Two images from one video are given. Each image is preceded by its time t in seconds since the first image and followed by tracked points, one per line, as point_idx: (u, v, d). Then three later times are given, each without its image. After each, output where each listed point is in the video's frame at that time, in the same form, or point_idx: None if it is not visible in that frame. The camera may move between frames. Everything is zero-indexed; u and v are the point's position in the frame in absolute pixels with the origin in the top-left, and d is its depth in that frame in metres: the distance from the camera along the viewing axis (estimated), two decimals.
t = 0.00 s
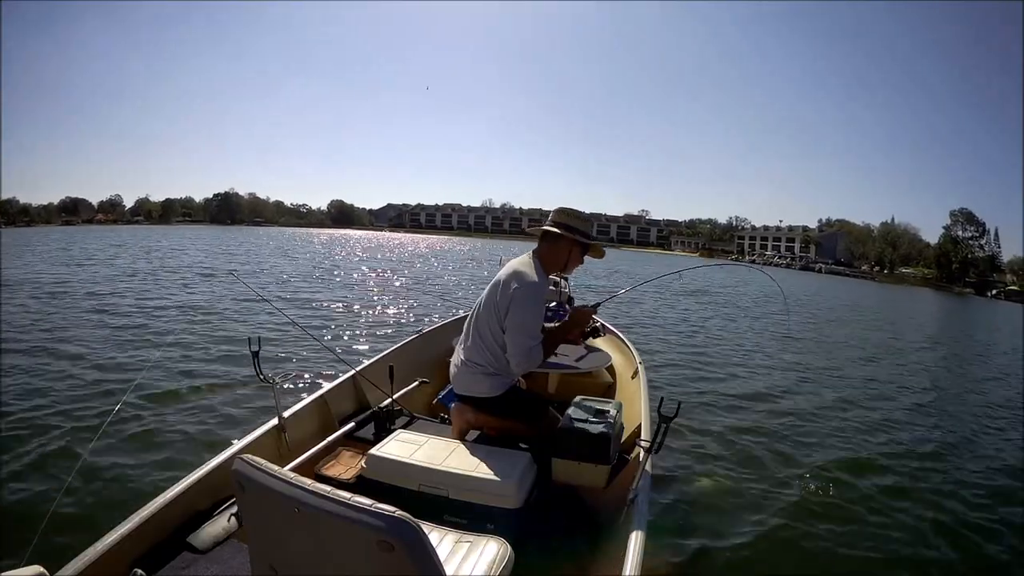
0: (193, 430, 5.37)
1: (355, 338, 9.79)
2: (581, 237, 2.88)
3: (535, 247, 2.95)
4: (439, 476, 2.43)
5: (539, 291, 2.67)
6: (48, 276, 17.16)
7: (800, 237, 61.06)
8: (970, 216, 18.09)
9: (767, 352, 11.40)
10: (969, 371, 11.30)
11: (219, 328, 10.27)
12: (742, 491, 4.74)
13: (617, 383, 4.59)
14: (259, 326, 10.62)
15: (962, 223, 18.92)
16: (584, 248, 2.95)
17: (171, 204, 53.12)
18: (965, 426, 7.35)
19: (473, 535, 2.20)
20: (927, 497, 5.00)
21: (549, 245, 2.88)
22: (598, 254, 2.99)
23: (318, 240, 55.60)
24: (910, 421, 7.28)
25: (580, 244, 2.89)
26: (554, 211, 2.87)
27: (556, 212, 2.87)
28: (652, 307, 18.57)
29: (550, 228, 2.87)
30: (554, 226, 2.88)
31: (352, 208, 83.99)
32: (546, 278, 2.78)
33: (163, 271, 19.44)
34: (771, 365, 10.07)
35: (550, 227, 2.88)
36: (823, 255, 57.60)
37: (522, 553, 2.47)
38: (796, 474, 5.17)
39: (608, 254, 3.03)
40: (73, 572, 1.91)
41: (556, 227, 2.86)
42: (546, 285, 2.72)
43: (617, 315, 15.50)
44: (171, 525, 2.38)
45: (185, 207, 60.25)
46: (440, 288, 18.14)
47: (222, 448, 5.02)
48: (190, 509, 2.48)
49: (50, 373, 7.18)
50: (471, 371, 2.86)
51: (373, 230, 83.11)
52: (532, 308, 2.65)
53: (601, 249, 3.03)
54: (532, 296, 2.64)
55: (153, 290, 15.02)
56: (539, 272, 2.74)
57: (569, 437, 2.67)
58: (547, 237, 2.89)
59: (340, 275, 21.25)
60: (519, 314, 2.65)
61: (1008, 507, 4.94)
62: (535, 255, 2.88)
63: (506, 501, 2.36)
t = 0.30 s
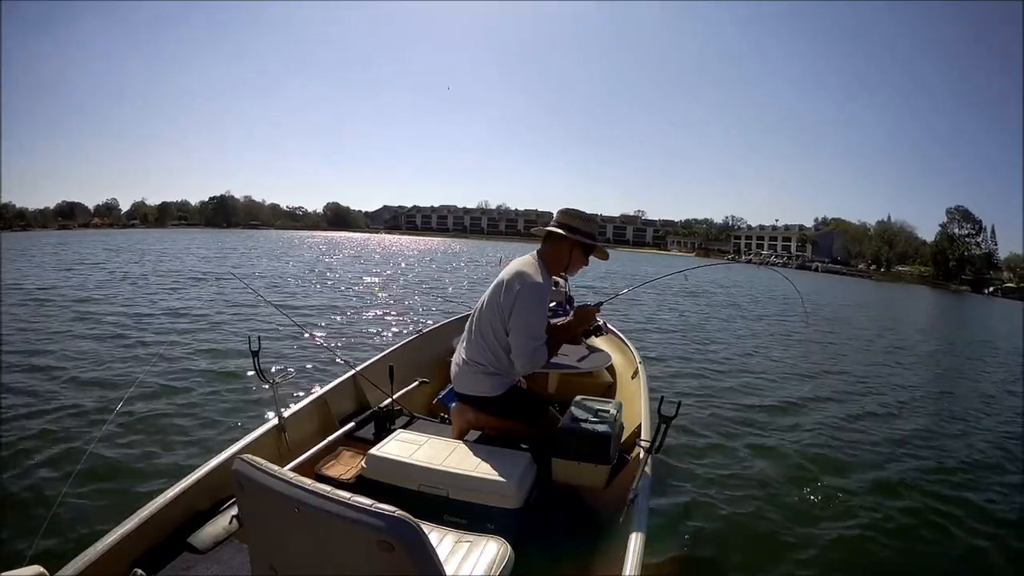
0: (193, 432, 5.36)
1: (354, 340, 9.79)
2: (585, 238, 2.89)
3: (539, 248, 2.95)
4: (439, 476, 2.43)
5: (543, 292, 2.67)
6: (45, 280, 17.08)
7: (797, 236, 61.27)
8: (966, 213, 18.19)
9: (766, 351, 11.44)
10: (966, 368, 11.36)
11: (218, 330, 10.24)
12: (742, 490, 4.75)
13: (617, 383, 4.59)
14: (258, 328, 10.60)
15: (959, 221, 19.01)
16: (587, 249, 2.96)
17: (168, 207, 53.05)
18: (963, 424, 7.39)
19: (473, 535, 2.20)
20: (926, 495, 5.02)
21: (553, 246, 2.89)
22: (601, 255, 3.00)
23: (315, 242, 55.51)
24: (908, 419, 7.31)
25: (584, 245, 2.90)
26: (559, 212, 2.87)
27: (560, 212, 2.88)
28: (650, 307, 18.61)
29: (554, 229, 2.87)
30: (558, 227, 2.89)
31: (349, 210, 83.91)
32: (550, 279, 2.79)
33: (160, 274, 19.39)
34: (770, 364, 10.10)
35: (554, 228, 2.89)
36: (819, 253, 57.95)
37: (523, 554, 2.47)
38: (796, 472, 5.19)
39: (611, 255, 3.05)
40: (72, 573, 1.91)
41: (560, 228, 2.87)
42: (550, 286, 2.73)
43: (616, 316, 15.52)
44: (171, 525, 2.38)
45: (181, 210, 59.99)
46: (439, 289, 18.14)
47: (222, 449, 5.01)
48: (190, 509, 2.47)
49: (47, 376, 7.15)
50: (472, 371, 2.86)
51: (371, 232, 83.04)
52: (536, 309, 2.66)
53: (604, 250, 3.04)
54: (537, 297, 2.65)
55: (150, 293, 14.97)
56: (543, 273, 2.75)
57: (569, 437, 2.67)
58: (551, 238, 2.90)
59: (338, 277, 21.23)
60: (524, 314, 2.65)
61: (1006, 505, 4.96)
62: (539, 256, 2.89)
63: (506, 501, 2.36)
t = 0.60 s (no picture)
0: (192, 433, 5.36)
1: (354, 340, 9.80)
2: (587, 238, 2.89)
3: (540, 248, 2.97)
4: (439, 475, 2.43)
5: (544, 292, 2.68)
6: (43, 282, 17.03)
7: (794, 235, 61.59)
8: (963, 213, 18.33)
9: (764, 351, 11.49)
10: (962, 367, 11.44)
11: (217, 331, 10.24)
12: (741, 490, 4.77)
13: (617, 383, 4.59)
14: (258, 329, 10.61)
15: (955, 220, 19.15)
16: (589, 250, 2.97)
17: (164, 208, 52.89)
18: (960, 422, 7.44)
19: (473, 535, 2.20)
20: (923, 493, 5.05)
21: (554, 246, 2.91)
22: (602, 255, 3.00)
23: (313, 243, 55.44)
24: (906, 418, 7.35)
25: (585, 245, 2.91)
26: (561, 212, 2.89)
27: (562, 212, 2.89)
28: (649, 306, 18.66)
29: (556, 229, 2.89)
30: (559, 227, 2.90)
31: (346, 211, 83.95)
32: (551, 279, 2.79)
33: (158, 275, 19.34)
34: (769, 364, 10.15)
35: (555, 228, 2.91)
36: (816, 253, 58.27)
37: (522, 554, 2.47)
38: (794, 471, 5.21)
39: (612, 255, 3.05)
40: (72, 573, 1.91)
41: (561, 228, 2.88)
42: (551, 286, 2.73)
43: (614, 315, 15.55)
44: (172, 524, 2.38)
45: (178, 211, 59.78)
46: (437, 289, 18.15)
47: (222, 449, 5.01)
48: (191, 509, 2.47)
49: (45, 377, 7.13)
50: (473, 371, 2.87)
51: (368, 233, 83.04)
52: (538, 309, 2.66)
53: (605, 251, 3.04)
54: (538, 297, 2.66)
55: (148, 294, 14.95)
56: (544, 273, 2.76)
57: (568, 436, 2.68)
58: (552, 239, 2.92)
59: (336, 278, 21.24)
60: (525, 314, 2.66)
61: (1003, 502, 4.99)
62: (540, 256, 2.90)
63: (506, 501, 2.36)
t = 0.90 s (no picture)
0: (192, 432, 5.35)
1: (353, 340, 9.80)
2: (585, 237, 2.89)
3: (539, 248, 2.96)
4: (439, 476, 2.43)
5: (544, 292, 2.68)
6: (40, 282, 16.95)
7: (791, 234, 61.78)
8: (960, 213, 18.43)
9: (762, 351, 11.51)
10: (960, 366, 11.48)
11: (216, 331, 10.23)
12: (741, 489, 4.78)
13: (617, 383, 4.60)
14: (256, 329, 10.59)
15: (952, 220, 19.22)
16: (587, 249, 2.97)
17: (160, 208, 52.70)
18: (957, 421, 7.47)
19: (473, 535, 2.20)
20: (921, 491, 5.07)
21: (553, 245, 2.91)
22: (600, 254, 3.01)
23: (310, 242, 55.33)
24: (904, 417, 7.38)
25: (584, 244, 2.91)
26: (559, 212, 2.89)
27: (560, 212, 2.89)
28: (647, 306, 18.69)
29: (554, 229, 2.88)
30: (557, 226, 2.90)
31: (344, 211, 83.84)
32: (551, 279, 2.79)
33: (155, 275, 19.30)
34: (767, 364, 10.17)
35: (554, 228, 2.90)
36: (812, 253, 58.42)
37: (523, 554, 2.47)
38: (794, 471, 5.23)
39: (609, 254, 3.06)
40: (72, 573, 1.91)
41: (560, 228, 2.88)
42: (551, 286, 2.73)
43: (612, 315, 15.56)
44: (171, 524, 2.38)
45: (174, 211, 59.56)
46: (436, 289, 18.15)
47: (222, 449, 5.01)
48: (191, 509, 2.47)
49: (43, 377, 7.10)
50: (473, 371, 2.86)
51: (366, 233, 82.91)
52: (537, 311, 2.66)
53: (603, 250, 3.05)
54: (538, 298, 2.66)
55: (146, 294, 14.89)
56: (544, 273, 2.76)
57: (569, 436, 2.68)
58: (550, 238, 2.91)
59: (334, 278, 21.20)
60: (525, 315, 2.66)
61: (1001, 501, 5.02)
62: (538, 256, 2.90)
63: (506, 501, 2.36)
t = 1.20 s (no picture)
0: (190, 433, 5.33)
1: (351, 340, 9.79)
2: (584, 237, 2.89)
3: (537, 248, 2.96)
4: (439, 476, 2.43)
5: (543, 292, 2.68)
6: (35, 281, 16.85)
7: (787, 234, 61.95)
8: (955, 212, 18.50)
9: (759, 351, 11.53)
10: (956, 365, 11.53)
11: (213, 331, 10.20)
12: (739, 489, 4.79)
13: (617, 383, 4.60)
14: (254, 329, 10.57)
15: (948, 219, 19.30)
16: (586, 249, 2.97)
17: (155, 206, 52.54)
18: (953, 420, 7.51)
19: (472, 535, 2.20)
20: (918, 491, 5.09)
21: (551, 245, 2.91)
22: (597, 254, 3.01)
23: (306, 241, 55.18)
24: (901, 417, 7.41)
25: (583, 244, 2.91)
26: (557, 212, 2.89)
27: (558, 212, 2.88)
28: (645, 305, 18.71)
29: (552, 229, 2.88)
30: (556, 226, 2.90)
31: (341, 210, 83.66)
32: (550, 280, 2.79)
33: (151, 274, 19.22)
34: (764, 363, 10.20)
35: (552, 228, 2.90)
36: (808, 252, 58.60)
37: (523, 555, 2.48)
38: (791, 471, 5.24)
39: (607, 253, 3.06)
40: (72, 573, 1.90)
41: (558, 228, 2.88)
42: (550, 286, 2.73)
43: (610, 315, 15.57)
44: (171, 524, 2.37)
45: (170, 209, 59.32)
46: (434, 288, 18.15)
47: (220, 450, 5.00)
48: (191, 509, 2.47)
49: (39, 377, 7.07)
50: (473, 371, 2.86)
51: (363, 232, 82.74)
52: (537, 311, 2.67)
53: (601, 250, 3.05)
54: (538, 298, 2.66)
55: (142, 294, 14.82)
56: (543, 273, 2.76)
57: (569, 437, 2.68)
58: (548, 238, 2.91)
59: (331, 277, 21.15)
60: (525, 315, 2.66)
61: (997, 500, 5.04)
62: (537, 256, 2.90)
63: (506, 501, 2.36)
